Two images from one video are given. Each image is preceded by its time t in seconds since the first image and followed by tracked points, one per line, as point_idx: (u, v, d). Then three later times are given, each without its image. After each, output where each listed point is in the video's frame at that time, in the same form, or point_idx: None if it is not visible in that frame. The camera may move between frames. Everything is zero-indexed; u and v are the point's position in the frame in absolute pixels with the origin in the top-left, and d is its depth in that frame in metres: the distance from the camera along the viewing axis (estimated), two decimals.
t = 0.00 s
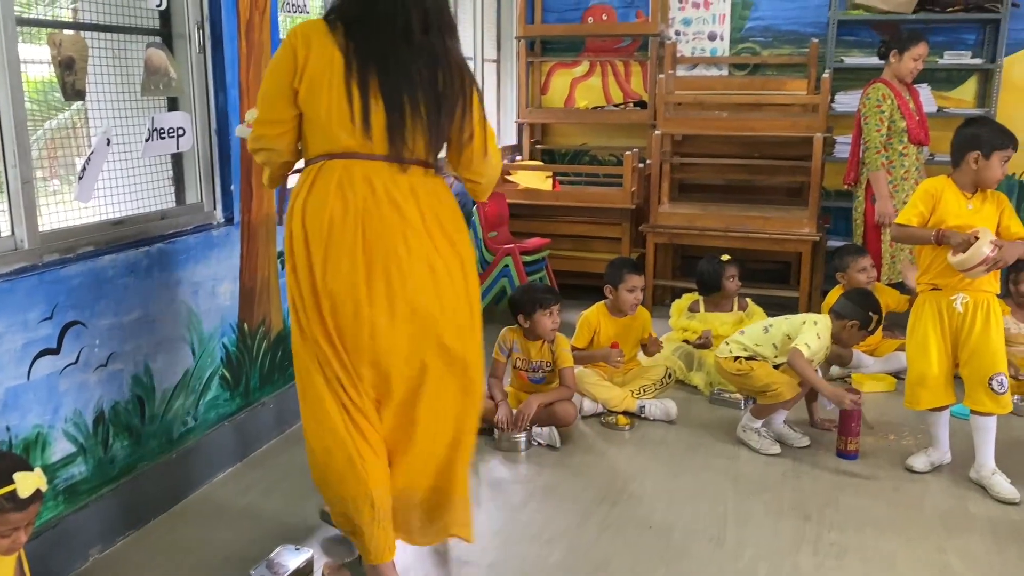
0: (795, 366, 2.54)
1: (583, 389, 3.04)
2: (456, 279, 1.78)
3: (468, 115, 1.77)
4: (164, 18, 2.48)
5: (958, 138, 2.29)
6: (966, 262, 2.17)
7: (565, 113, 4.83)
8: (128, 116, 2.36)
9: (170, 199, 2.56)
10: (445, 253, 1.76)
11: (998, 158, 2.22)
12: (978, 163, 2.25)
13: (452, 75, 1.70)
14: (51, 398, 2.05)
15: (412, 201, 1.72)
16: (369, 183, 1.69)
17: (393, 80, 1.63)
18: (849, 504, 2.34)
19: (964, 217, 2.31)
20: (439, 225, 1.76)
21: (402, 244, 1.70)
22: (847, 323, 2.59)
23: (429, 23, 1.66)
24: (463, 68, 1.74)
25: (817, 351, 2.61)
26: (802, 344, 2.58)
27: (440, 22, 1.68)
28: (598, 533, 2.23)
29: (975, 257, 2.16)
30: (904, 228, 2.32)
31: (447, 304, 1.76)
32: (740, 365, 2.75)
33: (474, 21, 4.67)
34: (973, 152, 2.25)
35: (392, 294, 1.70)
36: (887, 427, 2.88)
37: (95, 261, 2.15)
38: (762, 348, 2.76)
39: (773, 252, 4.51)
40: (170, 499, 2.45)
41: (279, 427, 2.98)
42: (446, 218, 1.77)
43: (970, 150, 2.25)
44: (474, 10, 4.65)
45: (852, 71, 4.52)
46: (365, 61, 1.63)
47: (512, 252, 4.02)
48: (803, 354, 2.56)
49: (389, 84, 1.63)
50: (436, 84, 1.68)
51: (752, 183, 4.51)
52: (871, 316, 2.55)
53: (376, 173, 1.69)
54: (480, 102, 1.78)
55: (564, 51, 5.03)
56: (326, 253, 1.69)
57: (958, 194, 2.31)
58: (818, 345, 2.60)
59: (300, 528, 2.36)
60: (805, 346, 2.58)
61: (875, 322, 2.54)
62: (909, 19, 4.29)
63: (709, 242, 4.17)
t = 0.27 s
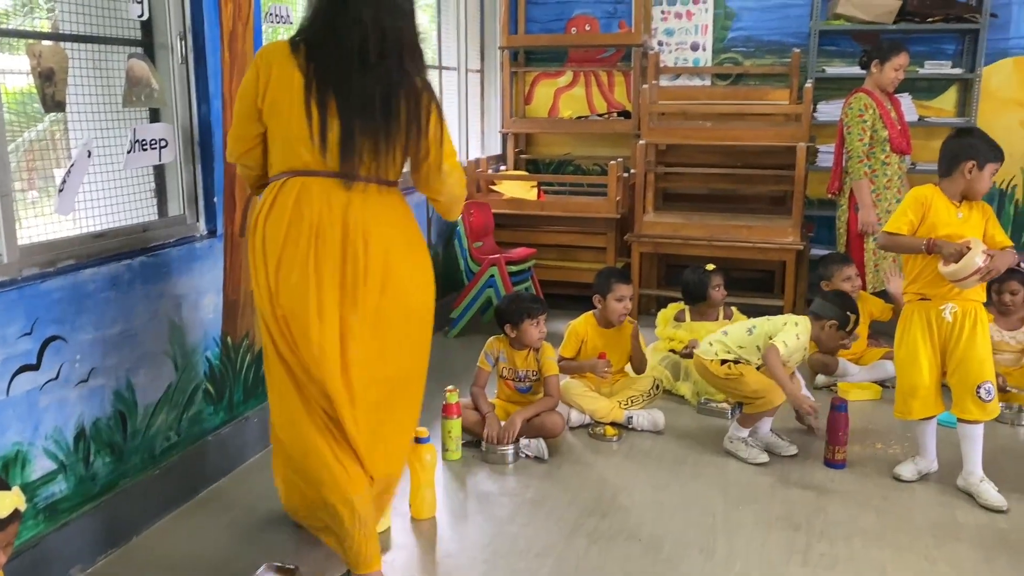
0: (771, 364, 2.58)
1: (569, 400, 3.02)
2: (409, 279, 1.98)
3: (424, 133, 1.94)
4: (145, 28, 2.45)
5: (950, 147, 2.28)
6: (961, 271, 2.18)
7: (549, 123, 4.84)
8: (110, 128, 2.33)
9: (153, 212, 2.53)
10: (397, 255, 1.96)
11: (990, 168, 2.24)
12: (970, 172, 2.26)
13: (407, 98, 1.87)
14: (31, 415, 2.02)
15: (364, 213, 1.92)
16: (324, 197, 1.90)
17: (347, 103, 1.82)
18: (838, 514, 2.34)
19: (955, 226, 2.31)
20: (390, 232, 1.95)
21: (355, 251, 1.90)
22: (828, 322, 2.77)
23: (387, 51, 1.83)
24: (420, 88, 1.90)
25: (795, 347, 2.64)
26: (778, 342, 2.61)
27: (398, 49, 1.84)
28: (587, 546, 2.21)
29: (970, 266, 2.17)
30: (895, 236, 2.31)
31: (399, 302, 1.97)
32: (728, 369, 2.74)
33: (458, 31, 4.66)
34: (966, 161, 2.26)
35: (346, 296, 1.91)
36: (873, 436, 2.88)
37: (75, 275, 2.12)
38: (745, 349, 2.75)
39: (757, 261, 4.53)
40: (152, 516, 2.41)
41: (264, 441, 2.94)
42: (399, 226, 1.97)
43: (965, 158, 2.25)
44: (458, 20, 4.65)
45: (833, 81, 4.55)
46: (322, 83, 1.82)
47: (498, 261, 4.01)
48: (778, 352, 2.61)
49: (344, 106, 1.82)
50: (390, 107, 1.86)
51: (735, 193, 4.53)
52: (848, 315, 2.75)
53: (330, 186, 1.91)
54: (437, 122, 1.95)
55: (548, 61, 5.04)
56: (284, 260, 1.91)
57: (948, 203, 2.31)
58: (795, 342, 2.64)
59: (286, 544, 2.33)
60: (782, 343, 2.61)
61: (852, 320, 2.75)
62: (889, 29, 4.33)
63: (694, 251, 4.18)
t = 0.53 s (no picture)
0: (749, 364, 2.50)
1: (557, 412, 3.01)
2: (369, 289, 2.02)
3: (389, 149, 1.95)
4: (126, 39, 2.42)
5: (941, 158, 2.30)
6: (955, 283, 2.19)
7: (532, 134, 4.84)
8: (91, 140, 2.29)
9: (134, 224, 2.49)
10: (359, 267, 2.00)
11: (980, 180, 2.27)
12: (963, 183, 2.28)
13: (371, 115, 1.90)
14: (9, 433, 1.98)
15: (327, 225, 1.94)
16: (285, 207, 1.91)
17: (310, 118, 1.84)
18: (827, 525, 2.34)
19: (947, 236, 2.32)
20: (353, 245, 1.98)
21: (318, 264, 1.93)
22: (806, 309, 2.64)
23: (353, 69, 1.86)
24: (386, 106, 1.92)
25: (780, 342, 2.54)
26: (763, 337, 2.51)
27: (363, 68, 1.87)
28: (576, 560, 2.20)
29: (964, 279, 2.18)
30: (889, 246, 2.31)
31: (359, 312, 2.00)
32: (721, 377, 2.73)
33: (441, 42, 4.66)
34: (959, 172, 2.27)
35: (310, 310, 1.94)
36: (860, 445, 2.89)
37: (55, 290, 2.08)
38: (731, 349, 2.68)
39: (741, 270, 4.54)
40: (135, 534, 2.37)
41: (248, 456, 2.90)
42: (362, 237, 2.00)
43: (958, 169, 2.27)
44: (441, 31, 4.64)
45: (815, 91, 4.59)
46: (289, 98, 1.85)
47: (483, 272, 4.00)
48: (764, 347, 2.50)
49: (307, 122, 1.85)
50: (352, 124, 1.88)
51: (719, 202, 4.54)
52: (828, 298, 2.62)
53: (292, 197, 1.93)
54: (402, 138, 1.96)
55: (531, 71, 5.04)
56: (247, 268, 1.93)
57: (940, 214, 2.33)
58: (780, 336, 2.53)
59: (271, 561, 2.29)
60: (767, 338, 2.51)
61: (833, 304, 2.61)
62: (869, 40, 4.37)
63: (679, 261, 4.19)
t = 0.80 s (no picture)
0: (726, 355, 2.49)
1: (546, 423, 2.99)
2: (337, 285, 2.21)
3: (359, 151, 2.13)
4: (110, 47, 2.38)
5: (938, 166, 2.30)
6: (955, 291, 2.21)
7: (518, 142, 4.84)
8: (75, 150, 2.26)
9: (117, 235, 2.46)
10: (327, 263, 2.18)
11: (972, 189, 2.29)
12: (957, 192, 2.29)
13: (343, 117, 2.09)
14: None
15: (294, 222, 2.14)
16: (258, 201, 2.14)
17: (284, 119, 2.05)
18: (818, 533, 2.34)
19: (942, 244, 2.34)
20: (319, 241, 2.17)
21: (283, 256, 2.13)
22: (791, 287, 2.67)
23: (328, 76, 2.07)
24: (357, 109, 2.11)
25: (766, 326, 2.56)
26: (749, 322, 2.52)
27: (337, 74, 2.08)
28: (568, 571, 2.18)
29: (965, 287, 2.19)
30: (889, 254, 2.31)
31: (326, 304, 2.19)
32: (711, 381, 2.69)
33: (426, 50, 4.64)
34: (954, 181, 2.28)
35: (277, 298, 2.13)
36: (848, 452, 2.90)
37: (38, 302, 2.04)
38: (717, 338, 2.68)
39: (727, 278, 4.56)
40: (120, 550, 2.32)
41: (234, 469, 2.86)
42: (331, 235, 2.19)
43: (952, 178, 2.28)
44: (425, 39, 4.63)
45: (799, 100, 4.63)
46: (262, 98, 2.07)
47: (471, 281, 3.97)
48: (750, 333, 2.51)
49: (282, 122, 2.05)
50: (324, 125, 2.08)
51: (705, 210, 4.56)
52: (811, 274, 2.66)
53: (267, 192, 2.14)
54: (374, 141, 2.14)
55: (516, 80, 5.04)
56: (221, 259, 2.14)
57: (935, 222, 2.34)
58: (765, 320, 2.55)
59: None
60: (752, 323, 2.53)
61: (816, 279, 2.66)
62: (852, 48, 4.41)
63: (666, 269, 4.19)
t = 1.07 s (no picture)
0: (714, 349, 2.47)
1: (537, 430, 2.97)
2: (310, 287, 2.20)
3: (334, 153, 2.13)
4: (95, 54, 2.35)
5: (932, 174, 2.32)
6: (956, 299, 2.25)
7: (504, 149, 4.83)
8: (60, 158, 2.22)
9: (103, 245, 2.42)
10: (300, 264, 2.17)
11: (967, 195, 2.32)
12: (952, 199, 2.32)
13: (320, 119, 2.11)
14: None
15: (266, 221, 2.16)
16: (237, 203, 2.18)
17: (261, 120, 2.09)
18: (811, 539, 2.34)
19: (939, 251, 2.36)
20: (292, 242, 2.17)
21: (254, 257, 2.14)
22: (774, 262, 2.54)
23: (307, 79, 2.10)
24: (335, 111, 2.12)
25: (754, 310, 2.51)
26: (738, 307, 2.47)
27: (317, 78, 2.10)
28: None
29: (966, 295, 2.24)
30: (889, 261, 2.32)
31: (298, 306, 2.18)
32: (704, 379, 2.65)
33: (412, 57, 4.63)
34: (949, 189, 2.31)
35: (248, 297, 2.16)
36: (838, 457, 2.91)
37: (23, 313, 2.01)
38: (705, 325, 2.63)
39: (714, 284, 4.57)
40: (107, 564, 2.28)
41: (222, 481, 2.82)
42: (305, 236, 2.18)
43: (947, 185, 2.30)
44: (411, 46, 4.61)
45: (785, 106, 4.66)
46: (243, 101, 2.11)
47: (459, 288, 3.98)
48: (737, 318, 2.48)
49: (260, 123, 2.10)
50: (300, 127, 2.10)
51: (692, 217, 4.57)
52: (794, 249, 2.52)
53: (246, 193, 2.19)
54: (349, 143, 2.14)
55: (502, 86, 5.04)
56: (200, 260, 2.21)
57: (932, 229, 2.36)
58: (754, 304, 2.50)
59: None
60: (741, 308, 2.47)
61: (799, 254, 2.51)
62: (836, 55, 4.44)
63: (654, 275, 4.20)
